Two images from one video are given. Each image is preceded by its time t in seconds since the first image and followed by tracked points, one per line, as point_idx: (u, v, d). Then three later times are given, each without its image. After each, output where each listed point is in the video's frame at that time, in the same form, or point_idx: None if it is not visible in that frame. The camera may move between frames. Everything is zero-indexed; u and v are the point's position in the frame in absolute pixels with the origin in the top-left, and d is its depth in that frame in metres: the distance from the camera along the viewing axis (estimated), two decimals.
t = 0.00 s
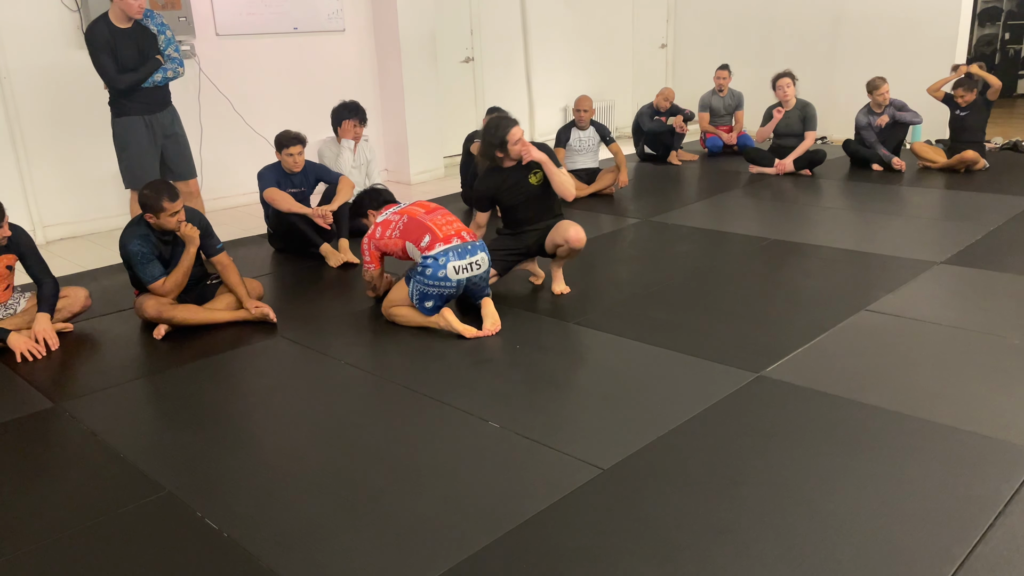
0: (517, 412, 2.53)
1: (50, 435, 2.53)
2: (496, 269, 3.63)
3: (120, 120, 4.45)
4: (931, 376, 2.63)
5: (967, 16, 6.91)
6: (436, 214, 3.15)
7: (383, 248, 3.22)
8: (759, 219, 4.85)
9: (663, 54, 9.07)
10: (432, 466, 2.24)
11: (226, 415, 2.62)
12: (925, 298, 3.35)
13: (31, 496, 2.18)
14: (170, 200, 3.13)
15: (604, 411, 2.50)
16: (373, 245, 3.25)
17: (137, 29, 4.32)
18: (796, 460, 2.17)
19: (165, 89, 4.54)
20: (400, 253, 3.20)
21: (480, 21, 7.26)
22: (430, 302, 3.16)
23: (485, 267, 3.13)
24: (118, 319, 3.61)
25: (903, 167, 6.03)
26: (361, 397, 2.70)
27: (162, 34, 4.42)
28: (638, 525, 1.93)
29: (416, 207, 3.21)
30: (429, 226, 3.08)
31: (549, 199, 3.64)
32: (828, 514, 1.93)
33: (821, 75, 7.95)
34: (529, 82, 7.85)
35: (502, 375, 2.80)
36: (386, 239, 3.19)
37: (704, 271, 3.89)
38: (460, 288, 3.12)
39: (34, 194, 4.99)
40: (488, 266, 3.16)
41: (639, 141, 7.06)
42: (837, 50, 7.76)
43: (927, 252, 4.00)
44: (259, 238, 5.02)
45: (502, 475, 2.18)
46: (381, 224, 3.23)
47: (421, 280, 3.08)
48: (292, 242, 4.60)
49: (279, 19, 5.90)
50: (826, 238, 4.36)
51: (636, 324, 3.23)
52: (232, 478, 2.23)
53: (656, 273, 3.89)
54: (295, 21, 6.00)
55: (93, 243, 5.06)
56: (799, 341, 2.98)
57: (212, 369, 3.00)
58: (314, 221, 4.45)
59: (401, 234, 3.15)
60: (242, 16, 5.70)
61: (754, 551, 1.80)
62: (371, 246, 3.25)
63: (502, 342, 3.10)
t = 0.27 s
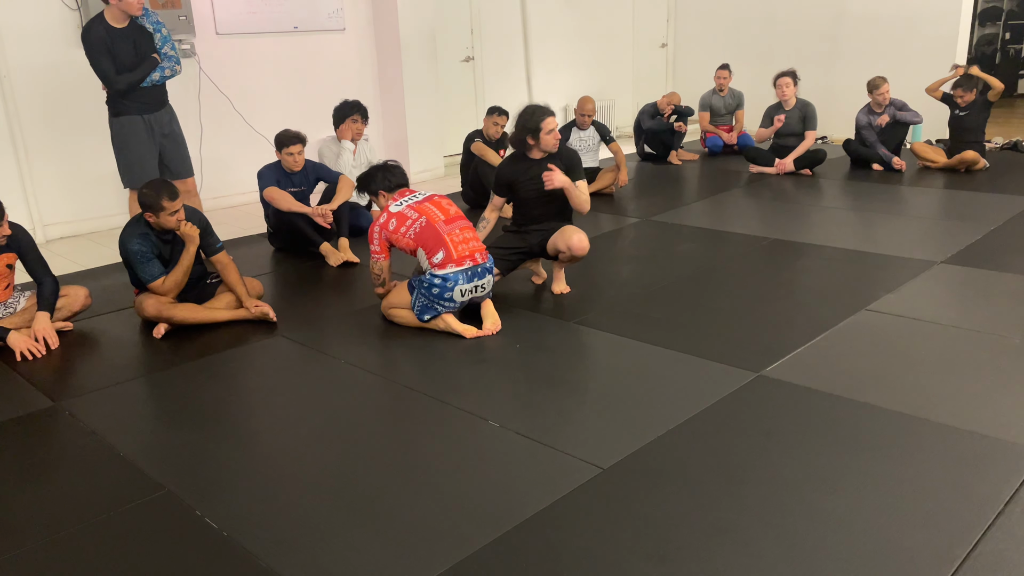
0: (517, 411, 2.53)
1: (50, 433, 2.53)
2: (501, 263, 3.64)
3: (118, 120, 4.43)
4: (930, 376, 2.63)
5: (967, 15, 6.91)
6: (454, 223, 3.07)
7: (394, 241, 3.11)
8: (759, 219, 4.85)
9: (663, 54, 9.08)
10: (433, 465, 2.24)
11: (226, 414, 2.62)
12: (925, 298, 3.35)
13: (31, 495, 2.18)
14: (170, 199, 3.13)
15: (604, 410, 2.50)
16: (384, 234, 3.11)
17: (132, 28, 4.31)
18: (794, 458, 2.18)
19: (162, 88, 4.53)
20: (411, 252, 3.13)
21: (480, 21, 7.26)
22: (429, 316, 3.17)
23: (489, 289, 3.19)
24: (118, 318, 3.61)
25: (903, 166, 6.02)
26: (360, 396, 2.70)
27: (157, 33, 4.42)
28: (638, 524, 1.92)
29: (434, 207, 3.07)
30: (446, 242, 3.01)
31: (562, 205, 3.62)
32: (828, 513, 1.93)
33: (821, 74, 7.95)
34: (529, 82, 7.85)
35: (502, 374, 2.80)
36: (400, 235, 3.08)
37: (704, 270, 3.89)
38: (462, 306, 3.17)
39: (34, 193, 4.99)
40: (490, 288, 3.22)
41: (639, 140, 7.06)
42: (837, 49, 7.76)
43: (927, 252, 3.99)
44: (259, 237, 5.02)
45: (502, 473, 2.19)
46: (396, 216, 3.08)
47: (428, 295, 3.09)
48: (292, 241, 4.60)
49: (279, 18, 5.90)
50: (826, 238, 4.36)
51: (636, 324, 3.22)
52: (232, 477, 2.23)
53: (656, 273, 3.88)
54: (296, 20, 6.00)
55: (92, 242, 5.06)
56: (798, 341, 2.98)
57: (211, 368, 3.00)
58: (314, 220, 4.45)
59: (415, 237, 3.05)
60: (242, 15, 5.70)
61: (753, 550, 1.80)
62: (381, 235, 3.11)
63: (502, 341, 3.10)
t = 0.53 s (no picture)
0: (516, 410, 2.53)
1: (50, 432, 2.53)
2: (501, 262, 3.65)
3: (114, 119, 4.42)
4: (929, 375, 2.63)
5: (967, 15, 6.90)
6: (472, 240, 3.03)
7: (410, 242, 2.99)
8: (759, 218, 4.85)
9: (663, 53, 9.07)
10: (432, 465, 2.23)
11: (226, 413, 2.61)
12: (925, 297, 3.34)
13: (30, 494, 2.18)
14: (169, 198, 3.12)
15: (603, 410, 2.50)
16: (401, 233, 2.97)
17: (128, 28, 4.30)
18: (794, 458, 2.18)
19: (159, 86, 4.54)
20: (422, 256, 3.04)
21: (481, 20, 7.26)
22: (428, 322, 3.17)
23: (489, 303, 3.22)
24: (118, 317, 3.61)
25: (904, 165, 6.02)
26: (359, 395, 2.70)
27: (153, 32, 4.41)
28: (637, 524, 1.92)
29: (455, 218, 2.99)
30: (460, 260, 3.00)
31: (562, 206, 3.64)
32: (827, 513, 1.93)
33: (821, 74, 7.94)
34: (529, 81, 7.84)
35: (501, 374, 2.80)
36: (417, 239, 2.98)
37: (704, 270, 3.88)
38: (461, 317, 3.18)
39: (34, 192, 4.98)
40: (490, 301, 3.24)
41: (640, 139, 7.06)
42: (838, 49, 7.76)
43: (927, 251, 3.99)
44: (258, 237, 5.02)
45: (501, 472, 2.19)
46: (416, 218, 2.96)
47: (430, 303, 3.10)
48: (291, 240, 4.59)
49: (278, 17, 5.90)
50: (825, 237, 4.36)
51: (636, 323, 3.22)
52: (232, 476, 2.23)
53: (656, 272, 3.88)
54: (295, 19, 5.99)
55: (92, 241, 5.05)
56: (798, 340, 2.98)
57: (211, 367, 2.99)
58: (313, 219, 4.44)
59: (431, 246, 2.99)
60: (242, 14, 5.70)
61: (752, 550, 1.80)
62: (399, 233, 2.97)
63: (502, 341, 3.10)
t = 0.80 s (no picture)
0: (516, 410, 2.53)
1: (49, 432, 2.53)
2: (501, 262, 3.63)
3: (111, 118, 4.44)
4: (928, 375, 2.63)
5: (966, 15, 6.91)
6: (480, 250, 3.01)
7: (421, 245, 2.93)
8: (758, 218, 4.85)
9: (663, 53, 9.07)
10: (431, 465, 2.24)
11: (226, 412, 2.62)
12: (924, 297, 3.35)
13: (30, 493, 2.18)
14: (168, 197, 3.12)
15: (602, 409, 2.50)
16: (414, 234, 2.90)
17: (124, 27, 4.30)
18: (792, 458, 2.18)
19: (155, 87, 4.53)
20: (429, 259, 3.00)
21: (480, 19, 7.26)
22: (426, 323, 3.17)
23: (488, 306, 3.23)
24: (117, 316, 3.61)
25: (903, 165, 6.02)
26: (359, 395, 2.70)
27: (150, 32, 4.40)
28: (635, 523, 1.93)
29: (467, 225, 2.95)
30: (465, 269, 3.00)
31: (562, 205, 3.65)
32: (826, 513, 1.93)
33: (821, 74, 7.94)
34: (529, 81, 7.84)
35: (501, 373, 2.80)
36: (429, 243, 2.92)
37: (703, 270, 3.89)
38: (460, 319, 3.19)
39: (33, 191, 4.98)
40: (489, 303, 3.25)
41: (639, 138, 7.06)
42: (837, 48, 7.76)
43: (926, 251, 3.99)
44: (258, 236, 5.02)
45: (500, 472, 2.19)
46: (430, 220, 2.89)
47: (429, 306, 3.10)
48: (291, 239, 4.59)
49: (278, 17, 5.90)
50: (825, 237, 4.36)
51: (636, 323, 3.22)
52: (232, 475, 2.23)
53: (656, 272, 3.88)
54: (295, 19, 5.99)
55: (91, 240, 5.05)
56: (797, 340, 2.98)
57: (210, 367, 2.99)
58: (313, 219, 4.44)
59: (440, 251, 2.95)
60: (241, 14, 5.70)
61: (751, 549, 1.81)
62: (412, 235, 2.90)
63: (502, 340, 3.10)
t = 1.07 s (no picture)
0: (515, 410, 2.53)
1: (48, 431, 2.53)
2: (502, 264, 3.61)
3: (107, 117, 4.45)
4: (928, 375, 2.63)
5: (966, 15, 6.91)
6: (481, 252, 3.02)
7: (427, 248, 2.88)
8: (758, 218, 4.85)
9: (663, 52, 9.07)
10: (431, 465, 2.23)
11: (225, 412, 2.61)
12: (924, 297, 3.35)
13: (29, 493, 2.18)
14: (168, 196, 3.12)
15: (602, 409, 2.50)
16: (422, 238, 2.85)
17: (122, 27, 4.31)
18: (792, 458, 2.18)
19: (152, 87, 4.50)
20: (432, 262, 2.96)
21: (480, 19, 7.26)
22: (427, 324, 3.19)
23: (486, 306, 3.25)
24: (117, 316, 3.61)
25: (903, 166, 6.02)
26: (358, 394, 2.70)
27: (148, 32, 4.39)
28: (635, 523, 1.92)
29: (470, 228, 2.94)
30: (467, 273, 3.00)
31: (560, 205, 3.65)
32: (825, 513, 1.93)
33: (821, 74, 7.94)
34: (528, 80, 7.84)
35: (500, 373, 2.80)
36: (434, 247, 2.89)
37: (703, 270, 3.88)
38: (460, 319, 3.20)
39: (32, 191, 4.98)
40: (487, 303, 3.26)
41: (639, 138, 7.07)
42: (837, 48, 7.76)
43: (926, 251, 3.99)
44: (258, 236, 5.01)
45: (499, 472, 2.19)
46: (437, 224, 2.85)
47: (430, 308, 3.11)
48: (291, 239, 4.59)
49: (277, 16, 5.89)
50: (824, 237, 4.36)
51: (635, 323, 3.22)
52: (231, 475, 2.23)
53: (655, 271, 3.88)
54: (295, 18, 5.99)
55: (90, 239, 5.05)
56: (797, 340, 2.97)
57: (210, 366, 2.99)
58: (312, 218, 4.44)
59: (445, 256, 2.93)
60: (240, 13, 5.70)
61: (750, 550, 1.80)
62: (419, 239, 2.84)
63: (501, 340, 3.10)
